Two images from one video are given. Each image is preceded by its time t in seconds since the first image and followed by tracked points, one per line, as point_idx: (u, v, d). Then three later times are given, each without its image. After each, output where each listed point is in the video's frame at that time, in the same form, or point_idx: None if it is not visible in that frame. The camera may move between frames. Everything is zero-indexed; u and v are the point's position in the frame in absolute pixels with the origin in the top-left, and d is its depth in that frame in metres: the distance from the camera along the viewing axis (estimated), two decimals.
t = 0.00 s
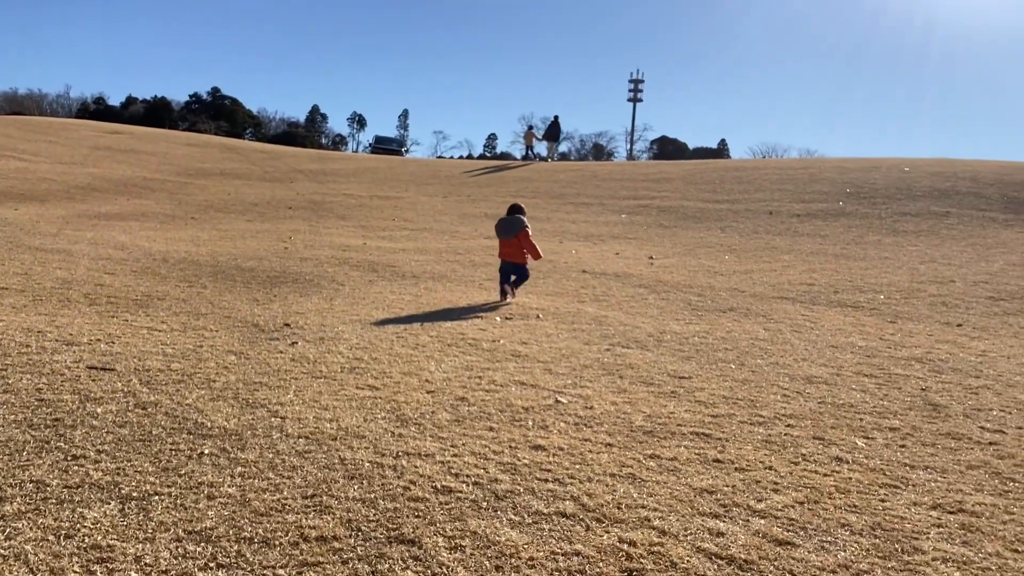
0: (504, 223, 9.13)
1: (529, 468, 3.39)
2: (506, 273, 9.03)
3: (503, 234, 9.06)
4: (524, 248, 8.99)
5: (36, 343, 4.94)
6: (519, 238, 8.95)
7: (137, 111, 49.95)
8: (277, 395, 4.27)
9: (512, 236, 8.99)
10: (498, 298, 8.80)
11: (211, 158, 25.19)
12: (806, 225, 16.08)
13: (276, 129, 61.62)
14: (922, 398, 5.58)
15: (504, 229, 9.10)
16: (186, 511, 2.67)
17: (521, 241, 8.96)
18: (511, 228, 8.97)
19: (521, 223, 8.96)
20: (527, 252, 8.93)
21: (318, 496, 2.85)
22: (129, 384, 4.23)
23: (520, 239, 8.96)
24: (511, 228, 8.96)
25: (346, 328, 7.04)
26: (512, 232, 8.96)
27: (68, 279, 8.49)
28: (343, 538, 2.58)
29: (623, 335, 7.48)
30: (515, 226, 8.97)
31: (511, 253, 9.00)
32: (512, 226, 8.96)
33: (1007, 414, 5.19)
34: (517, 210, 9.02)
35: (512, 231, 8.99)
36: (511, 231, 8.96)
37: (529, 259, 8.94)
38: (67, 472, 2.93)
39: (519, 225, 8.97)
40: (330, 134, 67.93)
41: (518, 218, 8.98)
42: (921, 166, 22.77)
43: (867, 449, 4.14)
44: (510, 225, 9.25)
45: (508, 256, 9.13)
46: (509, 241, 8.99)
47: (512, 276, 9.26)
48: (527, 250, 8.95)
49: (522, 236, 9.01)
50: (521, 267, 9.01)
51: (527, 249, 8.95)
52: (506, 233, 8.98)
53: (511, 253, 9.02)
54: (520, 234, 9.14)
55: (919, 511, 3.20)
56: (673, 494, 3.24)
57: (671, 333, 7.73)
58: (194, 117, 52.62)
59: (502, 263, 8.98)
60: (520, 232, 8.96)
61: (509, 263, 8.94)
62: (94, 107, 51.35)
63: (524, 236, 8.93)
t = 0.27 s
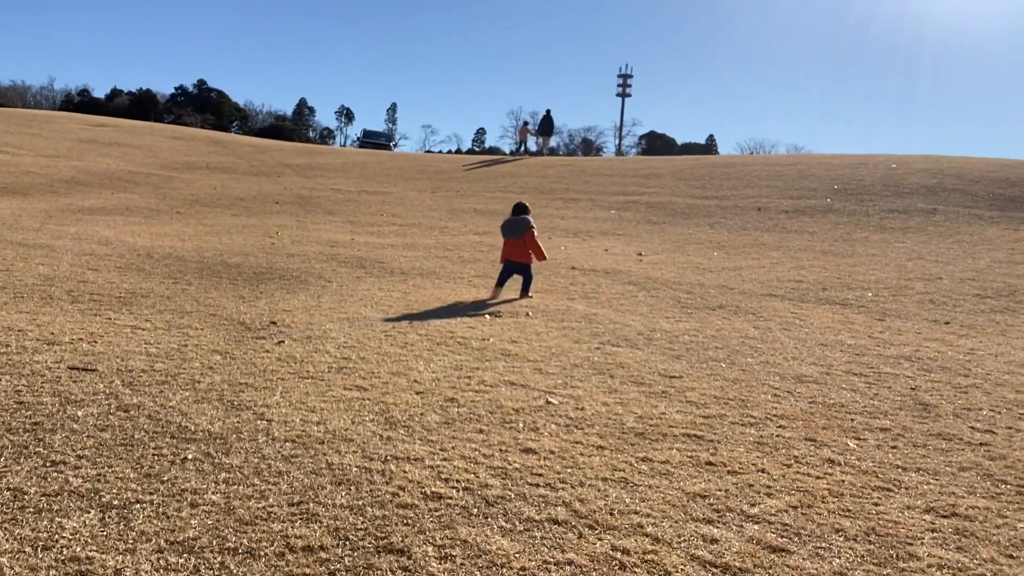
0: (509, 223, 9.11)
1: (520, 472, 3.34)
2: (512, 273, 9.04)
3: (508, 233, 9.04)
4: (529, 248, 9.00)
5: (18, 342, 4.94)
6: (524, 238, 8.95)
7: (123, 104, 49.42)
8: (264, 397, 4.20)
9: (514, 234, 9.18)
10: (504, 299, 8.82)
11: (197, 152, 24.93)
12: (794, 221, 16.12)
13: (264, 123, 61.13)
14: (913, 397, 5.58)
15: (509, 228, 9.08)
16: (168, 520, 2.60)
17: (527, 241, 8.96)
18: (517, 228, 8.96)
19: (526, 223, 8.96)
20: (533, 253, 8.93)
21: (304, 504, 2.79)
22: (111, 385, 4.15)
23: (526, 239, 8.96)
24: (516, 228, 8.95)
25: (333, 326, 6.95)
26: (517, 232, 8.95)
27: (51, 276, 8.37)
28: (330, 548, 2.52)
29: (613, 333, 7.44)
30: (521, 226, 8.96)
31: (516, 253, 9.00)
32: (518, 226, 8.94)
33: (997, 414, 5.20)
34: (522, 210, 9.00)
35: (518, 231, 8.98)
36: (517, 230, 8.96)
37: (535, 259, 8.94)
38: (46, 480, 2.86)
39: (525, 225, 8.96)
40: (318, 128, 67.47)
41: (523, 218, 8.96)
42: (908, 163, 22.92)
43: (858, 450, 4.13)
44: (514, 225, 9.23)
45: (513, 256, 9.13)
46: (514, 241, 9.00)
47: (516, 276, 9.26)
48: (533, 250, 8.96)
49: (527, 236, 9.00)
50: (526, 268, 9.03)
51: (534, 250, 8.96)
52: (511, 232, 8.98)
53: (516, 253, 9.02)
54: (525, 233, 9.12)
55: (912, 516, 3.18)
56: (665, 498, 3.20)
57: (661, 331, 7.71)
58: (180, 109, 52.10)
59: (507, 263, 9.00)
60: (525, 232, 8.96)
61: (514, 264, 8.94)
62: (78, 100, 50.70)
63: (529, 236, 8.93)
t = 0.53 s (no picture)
0: (519, 221, 9.16)
1: (517, 488, 3.17)
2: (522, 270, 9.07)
3: (519, 231, 9.09)
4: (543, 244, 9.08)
5: None
6: (537, 235, 9.02)
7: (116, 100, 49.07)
8: (249, 405, 4.02)
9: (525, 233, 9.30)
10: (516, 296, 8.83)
11: (190, 149, 24.67)
12: (792, 221, 16.00)
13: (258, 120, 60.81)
14: (919, 404, 5.43)
15: (520, 226, 9.14)
16: (141, 545, 2.43)
17: (540, 238, 9.04)
18: (531, 225, 9.03)
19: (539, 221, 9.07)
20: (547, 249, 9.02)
21: (287, 526, 2.62)
22: (90, 394, 3.97)
23: (539, 236, 9.05)
24: (529, 225, 9.03)
25: (325, 328, 6.78)
26: (530, 229, 9.02)
27: (36, 276, 8.17)
28: None
29: (611, 336, 7.28)
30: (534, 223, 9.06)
31: (529, 250, 9.05)
32: (531, 223, 9.04)
33: (1006, 422, 5.06)
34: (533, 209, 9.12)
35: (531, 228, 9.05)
36: (530, 227, 9.03)
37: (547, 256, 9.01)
38: (14, 499, 2.69)
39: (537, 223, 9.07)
40: (314, 126, 67.18)
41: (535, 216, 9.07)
42: (905, 163, 22.83)
43: (867, 462, 3.99)
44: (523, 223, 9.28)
45: (524, 254, 9.16)
46: (527, 238, 9.05)
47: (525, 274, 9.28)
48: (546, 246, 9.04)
49: (539, 233, 9.08)
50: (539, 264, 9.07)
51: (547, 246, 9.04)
52: (524, 229, 9.04)
53: (527, 250, 9.07)
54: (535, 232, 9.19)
55: (929, 535, 3.04)
56: (670, 517, 3.05)
57: (660, 334, 7.55)
58: (174, 106, 51.76)
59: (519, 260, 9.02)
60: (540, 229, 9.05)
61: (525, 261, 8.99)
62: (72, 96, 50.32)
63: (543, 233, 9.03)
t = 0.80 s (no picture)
0: (535, 226, 8.98)
1: (513, 516, 2.89)
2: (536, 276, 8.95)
3: (534, 236, 8.92)
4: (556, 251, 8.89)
5: None
6: (551, 241, 8.84)
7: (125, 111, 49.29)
8: (229, 423, 3.75)
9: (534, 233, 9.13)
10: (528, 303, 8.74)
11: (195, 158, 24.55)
12: (802, 226, 15.68)
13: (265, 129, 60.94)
14: (945, 418, 5.11)
15: (536, 231, 8.96)
16: None
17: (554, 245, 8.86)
18: (544, 231, 8.85)
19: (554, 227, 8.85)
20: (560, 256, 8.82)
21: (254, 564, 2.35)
22: (60, 411, 3.71)
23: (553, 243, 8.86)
24: (543, 232, 8.84)
25: (319, 339, 6.50)
26: (544, 235, 8.84)
27: (26, 285, 7.96)
28: None
29: (618, 345, 6.99)
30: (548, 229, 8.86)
31: (542, 257, 8.90)
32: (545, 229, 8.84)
33: None
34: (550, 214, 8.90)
35: (545, 234, 8.87)
36: (544, 233, 8.85)
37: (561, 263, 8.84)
38: None
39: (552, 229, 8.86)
40: (321, 135, 67.26)
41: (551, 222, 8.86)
42: (915, 167, 22.48)
43: (895, 483, 3.68)
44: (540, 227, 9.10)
45: (539, 259, 9.01)
46: (541, 244, 8.89)
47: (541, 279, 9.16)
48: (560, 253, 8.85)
49: (554, 240, 8.89)
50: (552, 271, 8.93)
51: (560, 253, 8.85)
52: (538, 236, 8.87)
53: (542, 257, 8.91)
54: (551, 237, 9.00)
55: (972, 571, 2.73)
56: (684, 550, 2.75)
57: (669, 343, 7.25)
58: (182, 116, 51.95)
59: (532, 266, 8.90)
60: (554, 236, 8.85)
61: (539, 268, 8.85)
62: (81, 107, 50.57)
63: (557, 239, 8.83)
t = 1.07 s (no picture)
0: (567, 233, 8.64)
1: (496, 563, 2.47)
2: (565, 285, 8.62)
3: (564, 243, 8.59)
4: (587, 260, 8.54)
5: None
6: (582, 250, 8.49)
7: (156, 127, 50.14)
8: (195, 444, 3.38)
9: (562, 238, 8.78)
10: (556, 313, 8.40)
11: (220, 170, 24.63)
12: (834, 235, 15.06)
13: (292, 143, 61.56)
14: (1002, 440, 4.55)
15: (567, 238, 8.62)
16: None
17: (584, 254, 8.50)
18: (575, 239, 8.51)
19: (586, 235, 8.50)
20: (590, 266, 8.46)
21: None
22: (12, 431, 3.39)
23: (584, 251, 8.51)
24: (574, 239, 8.50)
25: (317, 350, 6.14)
26: (575, 243, 8.50)
27: (27, 295, 7.75)
28: None
29: (636, 359, 6.52)
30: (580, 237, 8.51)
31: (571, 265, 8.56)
32: (576, 237, 8.50)
33: None
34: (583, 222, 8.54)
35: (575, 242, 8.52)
36: (575, 241, 8.50)
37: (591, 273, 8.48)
38: None
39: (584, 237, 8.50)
40: (347, 149, 67.77)
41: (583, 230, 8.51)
42: (952, 174, 21.62)
43: (952, 518, 3.18)
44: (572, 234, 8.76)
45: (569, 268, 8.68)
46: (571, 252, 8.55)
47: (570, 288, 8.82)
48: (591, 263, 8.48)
49: (585, 248, 8.54)
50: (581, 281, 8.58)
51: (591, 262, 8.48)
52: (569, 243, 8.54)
53: (572, 265, 8.57)
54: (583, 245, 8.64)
55: None
56: None
57: (691, 356, 6.76)
58: (211, 130, 52.70)
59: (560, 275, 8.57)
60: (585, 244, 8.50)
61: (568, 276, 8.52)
62: (114, 123, 51.55)
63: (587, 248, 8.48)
